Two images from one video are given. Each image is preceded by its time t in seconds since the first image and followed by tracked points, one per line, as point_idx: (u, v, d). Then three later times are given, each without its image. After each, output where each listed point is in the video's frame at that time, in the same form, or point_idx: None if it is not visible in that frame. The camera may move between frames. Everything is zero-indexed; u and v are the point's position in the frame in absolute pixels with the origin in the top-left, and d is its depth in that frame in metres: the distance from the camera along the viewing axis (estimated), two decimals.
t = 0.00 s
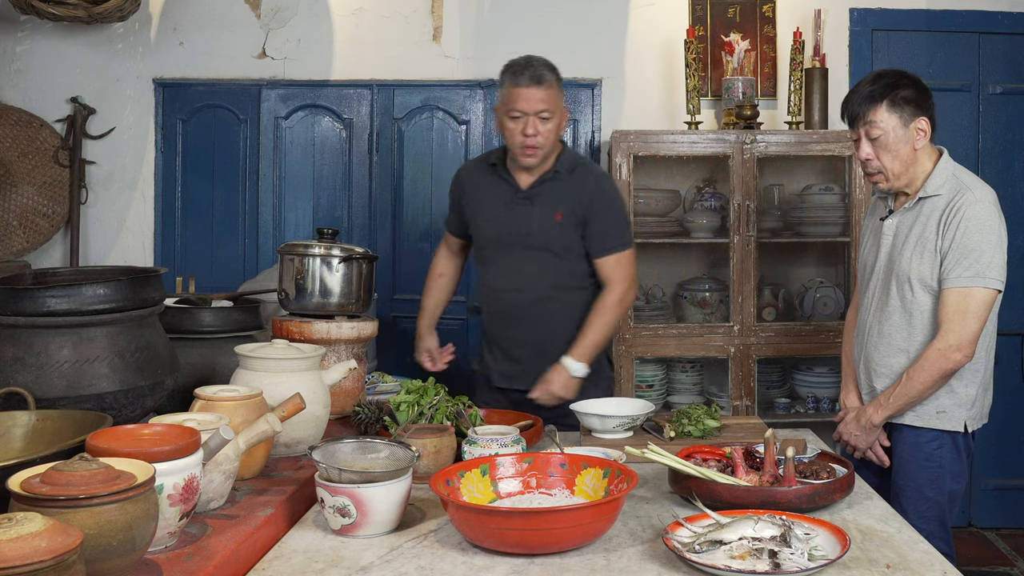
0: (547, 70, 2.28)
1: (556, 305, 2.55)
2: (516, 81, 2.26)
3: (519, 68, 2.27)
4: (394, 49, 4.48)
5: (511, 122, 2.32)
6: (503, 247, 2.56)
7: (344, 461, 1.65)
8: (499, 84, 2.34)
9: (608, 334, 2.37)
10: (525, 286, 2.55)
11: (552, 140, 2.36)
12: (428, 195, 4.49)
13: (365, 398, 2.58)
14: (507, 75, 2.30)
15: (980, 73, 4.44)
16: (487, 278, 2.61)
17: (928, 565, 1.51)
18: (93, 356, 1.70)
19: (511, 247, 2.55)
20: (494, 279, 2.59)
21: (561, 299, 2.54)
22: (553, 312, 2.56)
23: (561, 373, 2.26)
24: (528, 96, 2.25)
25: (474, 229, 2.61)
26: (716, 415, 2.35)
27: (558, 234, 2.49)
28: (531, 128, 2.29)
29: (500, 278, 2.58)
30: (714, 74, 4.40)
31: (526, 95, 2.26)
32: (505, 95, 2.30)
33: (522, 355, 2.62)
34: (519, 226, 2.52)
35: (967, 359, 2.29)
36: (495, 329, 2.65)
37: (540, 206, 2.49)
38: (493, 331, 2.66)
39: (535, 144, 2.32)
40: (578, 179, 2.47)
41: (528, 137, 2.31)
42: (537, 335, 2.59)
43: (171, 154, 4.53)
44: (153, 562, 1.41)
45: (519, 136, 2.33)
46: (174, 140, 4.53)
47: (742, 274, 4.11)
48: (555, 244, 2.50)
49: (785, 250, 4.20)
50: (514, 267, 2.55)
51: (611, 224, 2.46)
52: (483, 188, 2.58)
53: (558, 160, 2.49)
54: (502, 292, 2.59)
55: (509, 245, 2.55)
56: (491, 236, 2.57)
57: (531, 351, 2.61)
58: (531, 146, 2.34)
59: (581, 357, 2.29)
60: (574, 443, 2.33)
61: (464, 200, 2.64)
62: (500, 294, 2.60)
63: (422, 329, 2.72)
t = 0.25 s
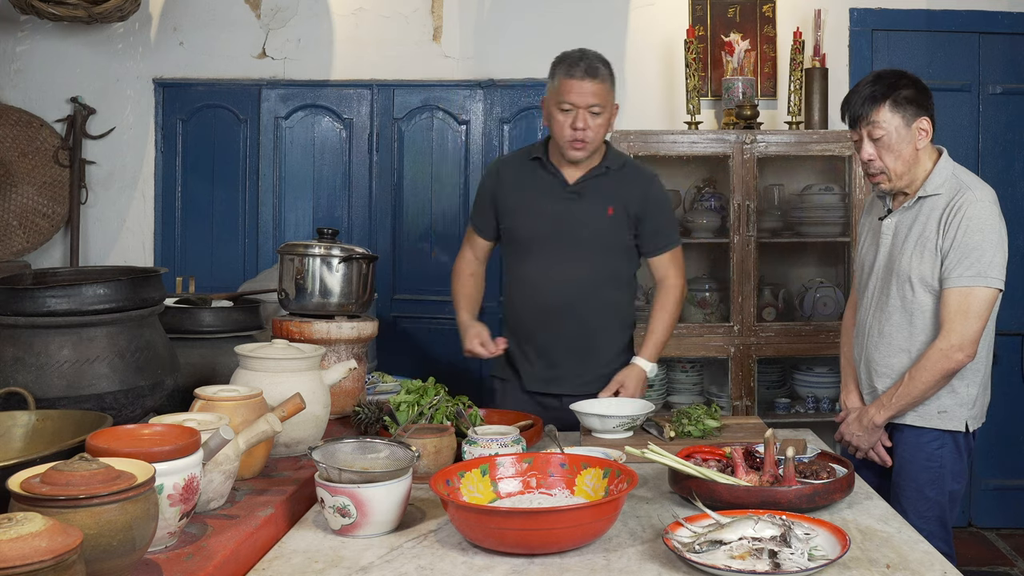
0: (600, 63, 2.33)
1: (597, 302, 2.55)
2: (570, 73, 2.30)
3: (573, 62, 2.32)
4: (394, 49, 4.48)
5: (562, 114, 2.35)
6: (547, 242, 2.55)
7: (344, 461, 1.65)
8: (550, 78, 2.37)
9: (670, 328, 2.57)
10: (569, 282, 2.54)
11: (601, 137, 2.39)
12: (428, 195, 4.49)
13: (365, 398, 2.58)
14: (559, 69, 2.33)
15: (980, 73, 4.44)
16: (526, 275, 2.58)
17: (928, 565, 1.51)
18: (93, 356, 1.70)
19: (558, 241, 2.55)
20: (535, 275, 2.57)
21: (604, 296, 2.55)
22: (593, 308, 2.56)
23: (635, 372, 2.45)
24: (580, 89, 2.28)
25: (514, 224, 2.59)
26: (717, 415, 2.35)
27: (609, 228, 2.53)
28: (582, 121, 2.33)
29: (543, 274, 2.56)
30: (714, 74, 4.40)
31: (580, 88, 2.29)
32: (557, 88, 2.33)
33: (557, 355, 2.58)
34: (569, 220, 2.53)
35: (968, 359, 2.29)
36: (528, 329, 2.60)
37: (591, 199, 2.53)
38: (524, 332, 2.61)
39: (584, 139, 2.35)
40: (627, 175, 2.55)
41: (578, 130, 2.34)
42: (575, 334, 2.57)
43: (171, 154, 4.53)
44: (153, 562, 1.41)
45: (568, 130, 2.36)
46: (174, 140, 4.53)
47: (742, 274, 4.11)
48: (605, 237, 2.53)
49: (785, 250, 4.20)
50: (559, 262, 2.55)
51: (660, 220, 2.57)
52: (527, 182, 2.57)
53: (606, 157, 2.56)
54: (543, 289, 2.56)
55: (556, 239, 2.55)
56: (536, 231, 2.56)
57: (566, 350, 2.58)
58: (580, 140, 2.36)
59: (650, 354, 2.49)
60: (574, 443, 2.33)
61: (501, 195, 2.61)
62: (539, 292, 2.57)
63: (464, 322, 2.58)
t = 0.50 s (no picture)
0: (617, 60, 2.33)
1: (616, 304, 2.61)
2: (587, 70, 2.31)
3: (591, 58, 2.32)
4: (394, 49, 4.48)
5: (577, 112, 2.36)
6: (570, 244, 2.57)
7: (344, 461, 1.65)
8: (564, 74, 2.37)
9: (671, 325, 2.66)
10: (590, 285, 2.57)
11: (616, 136, 2.41)
12: (429, 195, 4.49)
13: (365, 397, 2.58)
14: (576, 65, 2.33)
15: (980, 73, 4.44)
16: (547, 279, 2.58)
17: (928, 565, 1.51)
18: (93, 356, 1.70)
19: (577, 243, 2.57)
20: (557, 278, 2.57)
21: (622, 297, 2.61)
22: (609, 309, 2.61)
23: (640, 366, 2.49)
24: (596, 88, 2.30)
25: (533, 226, 2.57)
26: (717, 415, 2.35)
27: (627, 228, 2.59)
28: (598, 120, 2.34)
29: (564, 278, 2.57)
30: (714, 74, 4.40)
31: (597, 86, 2.30)
32: (573, 84, 2.33)
33: (576, 358, 2.61)
34: (591, 222, 2.56)
35: (968, 358, 2.29)
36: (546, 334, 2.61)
37: (609, 200, 2.57)
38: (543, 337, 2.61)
39: (600, 136, 2.36)
40: (640, 175, 2.61)
41: (593, 129, 2.35)
42: (594, 338, 2.61)
43: (171, 154, 4.53)
44: (153, 562, 1.41)
45: (583, 128, 2.37)
46: (174, 140, 4.53)
47: (742, 274, 4.11)
48: (623, 237, 2.58)
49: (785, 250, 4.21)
50: (581, 265, 2.57)
51: (670, 220, 2.67)
52: (546, 183, 2.57)
53: (620, 157, 2.61)
54: (566, 292, 2.57)
55: (578, 241, 2.57)
56: (557, 233, 2.56)
57: (585, 353, 2.61)
58: (595, 138, 2.38)
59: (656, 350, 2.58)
60: (574, 443, 2.32)
61: (518, 196, 2.58)
62: (560, 296, 2.58)
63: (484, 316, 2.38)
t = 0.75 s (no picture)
0: (603, 60, 2.18)
1: (620, 305, 2.61)
2: (572, 73, 2.15)
3: (575, 59, 2.16)
4: (394, 49, 4.48)
5: (562, 117, 2.21)
6: (578, 258, 2.50)
7: (344, 461, 1.65)
8: (546, 76, 2.21)
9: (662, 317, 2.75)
10: (601, 294, 2.54)
11: (603, 139, 2.26)
12: (429, 195, 4.49)
13: (365, 397, 2.58)
14: (560, 66, 2.18)
15: (980, 73, 4.44)
16: (558, 294, 2.51)
17: (928, 565, 1.50)
18: (93, 356, 1.70)
19: (583, 254, 2.50)
20: (567, 293, 2.51)
21: (625, 297, 2.62)
22: (613, 312, 2.60)
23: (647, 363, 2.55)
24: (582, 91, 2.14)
25: (538, 244, 2.46)
26: (716, 415, 2.35)
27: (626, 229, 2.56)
28: (586, 125, 2.20)
29: (576, 291, 2.51)
30: (714, 74, 4.40)
31: (584, 89, 2.15)
32: (557, 87, 2.18)
33: (588, 364, 2.60)
34: (596, 231, 2.50)
35: (968, 358, 2.29)
36: (558, 346, 2.57)
37: (607, 205, 2.51)
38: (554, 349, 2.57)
39: (588, 141, 2.22)
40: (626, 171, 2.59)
41: (581, 135, 2.21)
42: (603, 342, 2.61)
43: (171, 154, 4.53)
44: (153, 562, 1.41)
45: (569, 134, 2.22)
46: (174, 140, 4.53)
47: (742, 273, 4.11)
48: (623, 239, 2.56)
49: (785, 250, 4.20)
50: (590, 277, 2.52)
51: (655, 211, 2.68)
52: (546, 197, 2.44)
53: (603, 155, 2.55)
54: (577, 305, 2.53)
55: (585, 254, 2.50)
56: (565, 249, 2.48)
57: (596, 358, 2.61)
58: (581, 143, 2.24)
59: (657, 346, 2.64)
60: (574, 443, 2.33)
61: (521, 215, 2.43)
62: (571, 309, 2.53)
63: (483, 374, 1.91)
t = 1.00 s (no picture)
0: (593, 75, 2.11)
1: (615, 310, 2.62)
2: (561, 90, 2.08)
3: (564, 75, 2.09)
4: (394, 50, 4.48)
5: (552, 136, 2.14)
6: (572, 270, 2.49)
7: (344, 461, 1.65)
8: (535, 91, 2.14)
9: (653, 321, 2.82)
10: (596, 303, 2.54)
11: (595, 156, 2.20)
12: (428, 195, 4.49)
13: (365, 398, 2.58)
14: (549, 82, 2.11)
15: (980, 74, 4.44)
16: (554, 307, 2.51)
17: (928, 565, 1.50)
18: (93, 356, 1.70)
19: (577, 266, 2.49)
20: (563, 306, 2.51)
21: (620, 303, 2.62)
22: (610, 319, 2.60)
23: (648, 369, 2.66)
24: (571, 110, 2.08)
25: (531, 260, 2.45)
26: (716, 415, 2.35)
27: (619, 236, 2.55)
28: (577, 143, 2.13)
29: (571, 303, 2.51)
30: (714, 74, 4.40)
31: (574, 107, 2.08)
32: (546, 105, 2.12)
33: (587, 371, 2.61)
34: (589, 242, 2.48)
35: (968, 358, 2.29)
36: (557, 355, 2.57)
37: (599, 214, 2.50)
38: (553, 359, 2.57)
39: (579, 160, 2.16)
40: (614, 179, 2.58)
41: (572, 154, 2.14)
42: (601, 348, 2.61)
43: (171, 154, 4.53)
44: (153, 562, 1.41)
45: (560, 153, 2.15)
46: (174, 140, 4.53)
47: (742, 273, 4.11)
48: (617, 246, 2.55)
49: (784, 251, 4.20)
50: (585, 287, 2.51)
51: (646, 213, 2.68)
52: (537, 213, 2.42)
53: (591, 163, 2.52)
54: (573, 315, 2.53)
55: (579, 265, 2.49)
56: (558, 263, 2.47)
57: (595, 365, 2.62)
58: (572, 162, 2.17)
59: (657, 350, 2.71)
60: (574, 443, 2.33)
61: (513, 233, 2.41)
62: (568, 320, 2.53)
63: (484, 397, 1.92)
